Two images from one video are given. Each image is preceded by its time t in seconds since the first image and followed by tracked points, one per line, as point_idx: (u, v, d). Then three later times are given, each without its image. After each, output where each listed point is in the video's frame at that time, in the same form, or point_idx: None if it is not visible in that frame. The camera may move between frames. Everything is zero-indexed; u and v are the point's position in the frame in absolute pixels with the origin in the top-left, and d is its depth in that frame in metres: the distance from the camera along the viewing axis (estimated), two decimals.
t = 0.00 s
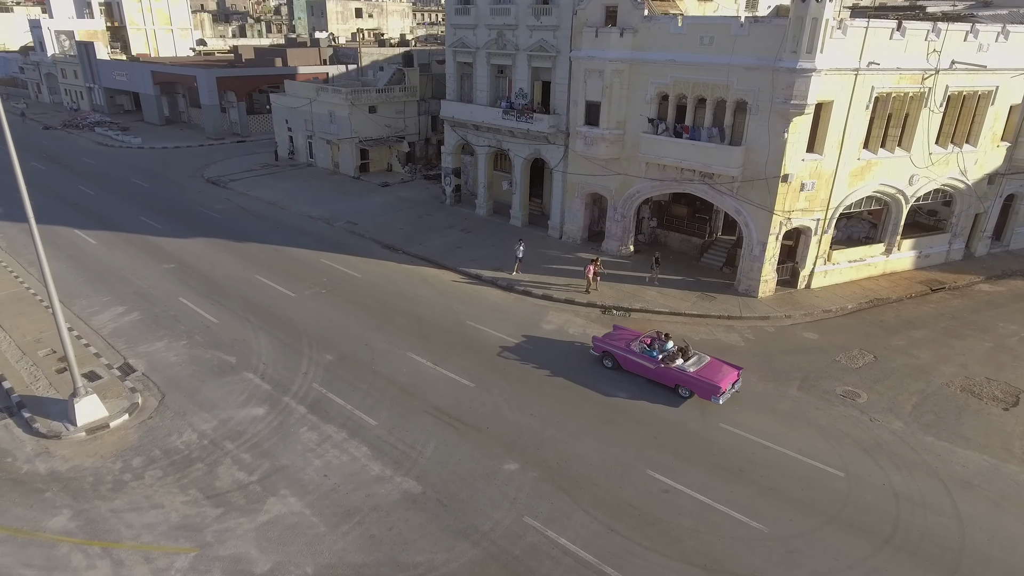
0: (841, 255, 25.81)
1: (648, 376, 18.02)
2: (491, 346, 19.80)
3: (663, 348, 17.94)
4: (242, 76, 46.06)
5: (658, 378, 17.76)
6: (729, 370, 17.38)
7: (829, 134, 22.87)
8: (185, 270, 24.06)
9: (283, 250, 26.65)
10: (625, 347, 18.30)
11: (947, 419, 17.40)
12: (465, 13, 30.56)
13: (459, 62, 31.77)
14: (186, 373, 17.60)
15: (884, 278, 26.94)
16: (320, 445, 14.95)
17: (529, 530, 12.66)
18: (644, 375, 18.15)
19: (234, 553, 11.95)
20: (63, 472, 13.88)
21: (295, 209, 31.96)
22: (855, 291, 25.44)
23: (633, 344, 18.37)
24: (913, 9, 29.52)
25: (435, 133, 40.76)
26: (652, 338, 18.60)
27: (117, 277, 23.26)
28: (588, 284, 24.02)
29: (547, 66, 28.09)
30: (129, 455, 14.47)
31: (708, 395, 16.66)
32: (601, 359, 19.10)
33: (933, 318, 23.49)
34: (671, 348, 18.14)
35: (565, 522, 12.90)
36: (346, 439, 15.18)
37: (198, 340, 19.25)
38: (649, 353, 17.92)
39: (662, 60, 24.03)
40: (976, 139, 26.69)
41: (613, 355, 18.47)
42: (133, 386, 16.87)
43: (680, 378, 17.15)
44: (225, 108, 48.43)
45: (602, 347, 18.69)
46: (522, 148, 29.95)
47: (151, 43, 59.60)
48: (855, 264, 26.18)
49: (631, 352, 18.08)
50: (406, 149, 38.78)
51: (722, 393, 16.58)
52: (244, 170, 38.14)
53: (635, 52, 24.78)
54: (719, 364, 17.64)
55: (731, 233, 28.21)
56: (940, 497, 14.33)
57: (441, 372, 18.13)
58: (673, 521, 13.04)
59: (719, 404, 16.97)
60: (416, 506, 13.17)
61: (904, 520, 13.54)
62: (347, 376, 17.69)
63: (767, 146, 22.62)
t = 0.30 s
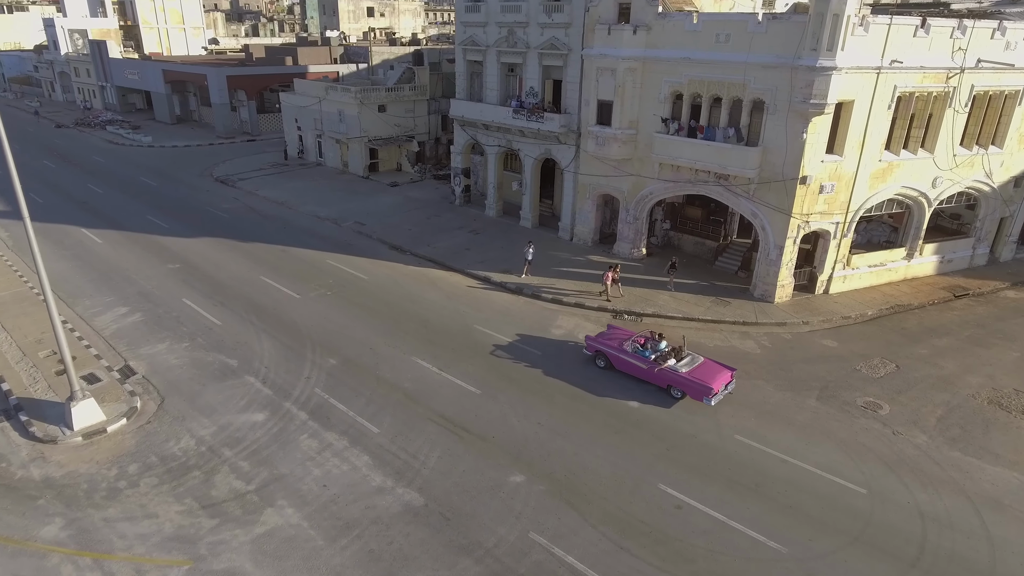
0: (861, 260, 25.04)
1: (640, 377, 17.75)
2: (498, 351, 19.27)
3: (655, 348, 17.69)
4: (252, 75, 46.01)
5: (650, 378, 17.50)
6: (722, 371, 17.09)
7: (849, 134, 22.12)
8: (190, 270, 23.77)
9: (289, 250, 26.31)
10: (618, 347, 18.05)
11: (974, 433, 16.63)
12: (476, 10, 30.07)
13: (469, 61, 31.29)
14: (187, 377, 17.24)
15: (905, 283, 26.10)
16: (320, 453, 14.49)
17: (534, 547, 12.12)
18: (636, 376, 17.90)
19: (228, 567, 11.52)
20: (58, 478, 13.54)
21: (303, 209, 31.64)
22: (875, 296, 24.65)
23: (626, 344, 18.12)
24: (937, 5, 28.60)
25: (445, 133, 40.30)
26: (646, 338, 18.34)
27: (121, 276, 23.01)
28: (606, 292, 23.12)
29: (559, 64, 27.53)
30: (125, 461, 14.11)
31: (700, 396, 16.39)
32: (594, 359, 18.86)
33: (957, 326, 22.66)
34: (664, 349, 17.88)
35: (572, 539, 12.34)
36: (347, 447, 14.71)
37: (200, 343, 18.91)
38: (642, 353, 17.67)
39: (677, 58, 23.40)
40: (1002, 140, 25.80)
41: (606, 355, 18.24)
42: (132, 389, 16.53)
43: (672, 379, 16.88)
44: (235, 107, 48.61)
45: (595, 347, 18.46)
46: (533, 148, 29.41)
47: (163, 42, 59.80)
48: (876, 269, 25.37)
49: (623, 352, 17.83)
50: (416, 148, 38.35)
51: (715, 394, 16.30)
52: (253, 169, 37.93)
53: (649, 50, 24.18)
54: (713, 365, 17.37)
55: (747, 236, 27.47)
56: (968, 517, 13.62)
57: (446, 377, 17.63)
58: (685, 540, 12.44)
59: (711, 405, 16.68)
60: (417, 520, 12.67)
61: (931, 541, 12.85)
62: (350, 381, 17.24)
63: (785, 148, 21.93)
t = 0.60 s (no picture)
0: (887, 265, 24.11)
1: (636, 377, 17.42)
2: (508, 357, 18.67)
3: (651, 348, 17.32)
4: (265, 74, 46.04)
5: (646, 379, 17.16)
6: (719, 371, 16.74)
7: (877, 135, 21.24)
8: (198, 270, 23.47)
9: (298, 250, 25.94)
10: (614, 347, 17.69)
11: (1010, 450, 15.73)
12: (490, 7, 29.52)
13: (483, 59, 30.75)
14: (190, 381, 16.86)
15: (933, 290, 25.11)
16: (322, 463, 14.00)
17: (543, 568, 11.52)
18: (632, 376, 17.55)
19: None
20: (53, 485, 13.18)
21: (314, 208, 31.29)
22: (901, 304, 23.70)
23: (622, 344, 17.74)
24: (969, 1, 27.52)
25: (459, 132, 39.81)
26: (642, 338, 17.95)
27: (129, 276, 22.76)
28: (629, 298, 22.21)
29: (574, 62, 26.89)
30: (123, 468, 13.73)
31: (696, 398, 16.09)
32: (590, 359, 18.52)
33: (989, 336, 21.66)
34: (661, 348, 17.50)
35: (582, 560, 11.71)
36: (350, 456, 14.21)
37: (204, 345, 18.54)
38: (637, 353, 17.31)
39: (696, 56, 22.68)
40: None
41: (601, 355, 17.89)
42: (134, 393, 16.19)
43: (668, 381, 16.56)
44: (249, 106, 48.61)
45: (590, 347, 18.10)
46: (547, 148, 28.80)
47: (180, 41, 59.97)
48: (902, 275, 24.42)
49: (619, 353, 17.46)
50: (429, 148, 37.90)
51: (711, 396, 15.99)
52: (266, 168, 37.71)
53: (667, 48, 23.48)
54: (709, 366, 17.02)
55: (767, 240, 26.64)
56: (1006, 542, 12.78)
57: (454, 384, 17.06)
58: (702, 563, 11.76)
59: (707, 406, 16.39)
60: (420, 536, 12.12)
61: (966, 568, 12.04)
62: (355, 387, 16.74)
63: (809, 148, 21.10)
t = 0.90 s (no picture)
0: (917, 273, 23.02)
1: (631, 381, 16.99)
2: (518, 366, 17.95)
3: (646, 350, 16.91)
4: (279, 72, 45.77)
5: (640, 382, 16.73)
6: (715, 376, 16.23)
7: (909, 137, 20.22)
8: (204, 271, 23.03)
9: (306, 252, 25.44)
10: (608, 349, 17.31)
11: None
12: (505, 4, 28.81)
13: (498, 57, 30.05)
14: (190, 387, 16.35)
15: (965, 299, 23.97)
16: (321, 478, 13.37)
17: None
18: (626, 379, 17.14)
19: None
20: (43, 497, 12.69)
21: (324, 209, 30.81)
22: (932, 314, 22.61)
23: (617, 345, 17.36)
24: None
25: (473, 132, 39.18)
26: (639, 340, 17.55)
27: (134, 277, 22.37)
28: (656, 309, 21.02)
29: (591, 61, 26.08)
30: (116, 480, 13.22)
31: (689, 402, 15.57)
32: (585, 361, 18.16)
33: None
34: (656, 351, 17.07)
35: None
36: (351, 471, 13.57)
37: (206, 350, 18.04)
38: (632, 355, 16.91)
39: (718, 54, 21.79)
40: None
41: (595, 357, 17.53)
42: (132, 399, 15.72)
43: (661, 384, 16.11)
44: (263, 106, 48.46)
45: (585, 348, 17.76)
46: (562, 148, 28.04)
47: (196, 40, 60.05)
48: (932, 284, 23.33)
49: (613, 354, 17.09)
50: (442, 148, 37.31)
51: (705, 400, 15.45)
52: (278, 168, 37.34)
53: (688, 45, 22.62)
54: (705, 370, 16.53)
55: (790, 245, 25.65)
56: None
57: (462, 395, 16.38)
58: None
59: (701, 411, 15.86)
60: (421, 560, 11.44)
61: None
62: (358, 396, 16.12)
63: (837, 151, 20.12)
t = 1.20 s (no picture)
0: (946, 282, 22.05)
1: (626, 384, 16.69)
2: (528, 375, 17.26)
3: (642, 353, 16.60)
4: (291, 71, 45.45)
5: (635, 386, 16.43)
6: (711, 379, 15.91)
7: (940, 139, 19.27)
8: (209, 273, 22.59)
9: (313, 254, 24.95)
10: (604, 351, 17.01)
11: None
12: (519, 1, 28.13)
13: (511, 56, 29.38)
14: (190, 395, 15.86)
15: (996, 309, 22.93)
16: (321, 494, 12.78)
17: None
18: (622, 382, 16.85)
19: None
20: (33, 510, 12.21)
21: (333, 210, 30.34)
22: (962, 324, 21.61)
23: (613, 348, 17.06)
24: None
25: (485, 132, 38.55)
26: (635, 342, 17.23)
27: (139, 279, 21.99)
28: (682, 323, 19.92)
29: (607, 59, 25.33)
30: (109, 493, 12.72)
31: (684, 406, 15.28)
32: (581, 362, 17.85)
33: None
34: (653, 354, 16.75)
35: None
36: (352, 487, 12.97)
37: (208, 355, 17.56)
38: (627, 358, 16.61)
39: (740, 52, 20.96)
40: None
41: (591, 359, 17.25)
42: (130, 407, 15.25)
43: (657, 387, 15.80)
44: (275, 105, 48.22)
45: (581, 349, 17.47)
46: (576, 149, 27.33)
47: (210, 39, 60.06)
48: (962, 293, 22.32)
49: (608, 357, 16.81)
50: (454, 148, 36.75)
51: (700, 405, 15.17)
52: (288, 168, 36.96)
53: (708, 43, 21.80)
54: (702, 373, 16.21)
55: (812, 251, 24.74)
56: None
57: (469, 406, 15.73)
58: None
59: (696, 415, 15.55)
60: None
61: None
62: (362, 406, 15.54)
63: (864, 153, 19.21)
